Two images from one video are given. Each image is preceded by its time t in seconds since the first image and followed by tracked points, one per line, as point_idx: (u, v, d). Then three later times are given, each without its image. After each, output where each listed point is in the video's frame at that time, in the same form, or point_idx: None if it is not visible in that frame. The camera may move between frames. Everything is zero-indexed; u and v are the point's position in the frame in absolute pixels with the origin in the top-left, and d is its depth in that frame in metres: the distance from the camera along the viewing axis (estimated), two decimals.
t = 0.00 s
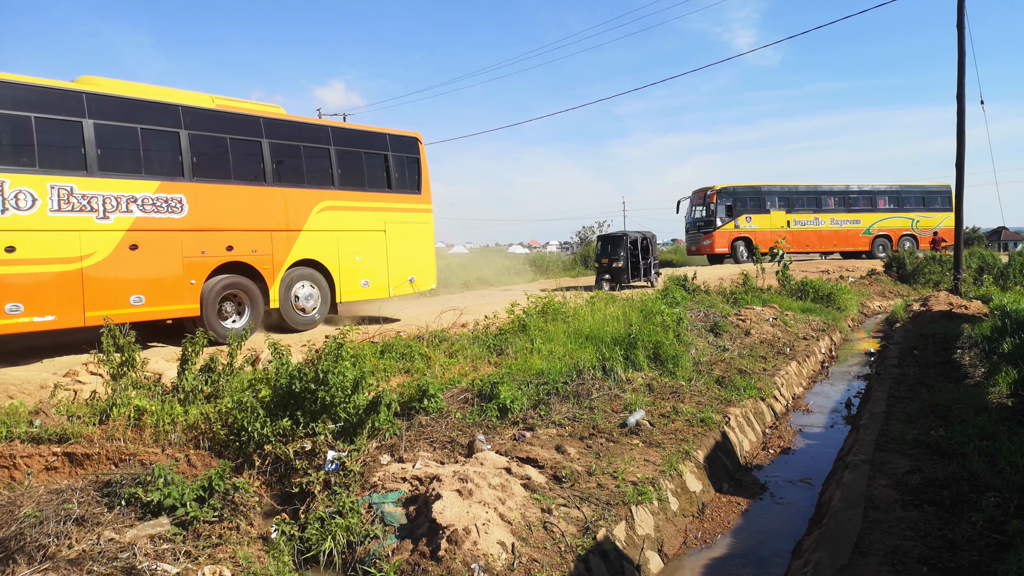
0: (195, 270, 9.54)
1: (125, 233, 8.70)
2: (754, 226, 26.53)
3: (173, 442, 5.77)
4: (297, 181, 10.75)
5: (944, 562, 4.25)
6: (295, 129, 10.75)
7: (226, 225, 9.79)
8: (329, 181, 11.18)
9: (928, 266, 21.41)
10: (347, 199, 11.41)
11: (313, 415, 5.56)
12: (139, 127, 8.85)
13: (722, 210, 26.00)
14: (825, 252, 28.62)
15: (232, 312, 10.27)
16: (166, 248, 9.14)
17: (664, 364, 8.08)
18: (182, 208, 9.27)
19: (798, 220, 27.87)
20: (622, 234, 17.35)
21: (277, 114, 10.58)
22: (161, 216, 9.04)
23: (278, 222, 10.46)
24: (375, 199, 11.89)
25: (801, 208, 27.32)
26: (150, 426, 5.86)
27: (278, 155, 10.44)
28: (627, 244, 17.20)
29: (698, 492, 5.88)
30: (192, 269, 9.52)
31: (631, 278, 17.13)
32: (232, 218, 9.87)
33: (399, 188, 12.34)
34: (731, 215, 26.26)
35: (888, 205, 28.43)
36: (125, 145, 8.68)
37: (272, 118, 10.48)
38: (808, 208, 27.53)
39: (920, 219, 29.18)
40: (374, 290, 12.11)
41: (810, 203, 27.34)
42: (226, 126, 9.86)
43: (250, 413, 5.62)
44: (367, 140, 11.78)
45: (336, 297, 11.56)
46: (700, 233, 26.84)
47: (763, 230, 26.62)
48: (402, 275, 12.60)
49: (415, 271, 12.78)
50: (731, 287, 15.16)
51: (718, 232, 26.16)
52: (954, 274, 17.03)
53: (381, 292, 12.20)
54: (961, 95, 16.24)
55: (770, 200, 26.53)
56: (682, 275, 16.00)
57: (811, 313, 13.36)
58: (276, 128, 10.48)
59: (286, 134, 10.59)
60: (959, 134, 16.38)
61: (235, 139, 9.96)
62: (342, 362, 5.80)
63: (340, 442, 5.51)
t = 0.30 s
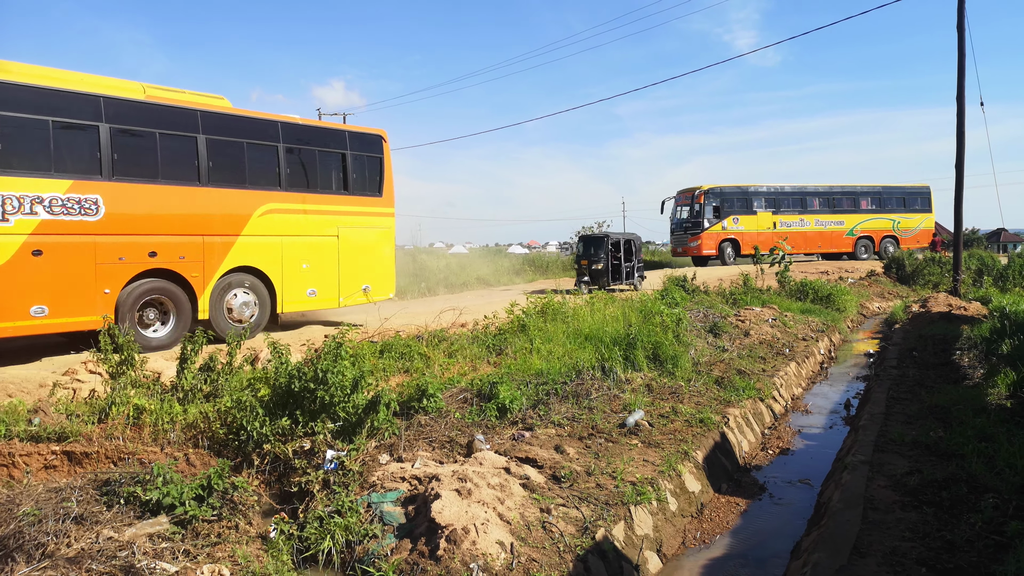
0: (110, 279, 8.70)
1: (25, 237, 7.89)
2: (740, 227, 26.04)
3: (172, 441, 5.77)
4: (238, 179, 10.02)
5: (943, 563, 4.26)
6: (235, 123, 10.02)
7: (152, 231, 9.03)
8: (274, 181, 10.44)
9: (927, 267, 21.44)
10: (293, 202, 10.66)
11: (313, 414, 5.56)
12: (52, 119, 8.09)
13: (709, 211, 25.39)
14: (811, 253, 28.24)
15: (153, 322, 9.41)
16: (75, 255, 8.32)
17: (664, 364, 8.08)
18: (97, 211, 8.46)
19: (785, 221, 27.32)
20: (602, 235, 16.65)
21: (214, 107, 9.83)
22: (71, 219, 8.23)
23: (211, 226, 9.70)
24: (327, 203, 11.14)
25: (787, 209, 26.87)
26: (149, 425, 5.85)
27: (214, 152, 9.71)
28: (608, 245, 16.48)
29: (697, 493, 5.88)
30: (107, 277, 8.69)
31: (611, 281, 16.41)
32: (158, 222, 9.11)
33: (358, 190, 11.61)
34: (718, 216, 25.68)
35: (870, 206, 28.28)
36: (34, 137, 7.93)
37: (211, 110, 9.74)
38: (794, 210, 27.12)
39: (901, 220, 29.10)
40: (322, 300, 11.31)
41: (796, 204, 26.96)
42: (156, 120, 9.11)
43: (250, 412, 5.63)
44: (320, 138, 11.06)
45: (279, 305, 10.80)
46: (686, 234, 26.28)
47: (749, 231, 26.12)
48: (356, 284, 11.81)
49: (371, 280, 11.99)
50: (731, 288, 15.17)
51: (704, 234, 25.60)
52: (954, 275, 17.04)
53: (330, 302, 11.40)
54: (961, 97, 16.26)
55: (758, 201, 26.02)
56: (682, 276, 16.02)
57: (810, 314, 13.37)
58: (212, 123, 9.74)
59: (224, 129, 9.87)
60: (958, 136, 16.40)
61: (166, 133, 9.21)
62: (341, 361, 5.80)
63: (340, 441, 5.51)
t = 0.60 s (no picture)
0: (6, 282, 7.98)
1: None
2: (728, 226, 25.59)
3: (173, 438, 5.78)
4: (163, 172, 9.19)
5: (942, 561, 4.26)
6: (163, 110, 9.20)
7: (62, 227, 8.26)
8: (205, 174, 9.61)
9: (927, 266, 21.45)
10: (226, 196, 9.83)
11: (313, 411, 5.56)
12: None
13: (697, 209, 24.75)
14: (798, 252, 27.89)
15: (60, 323, 8.55)
16: None
17: (664, 362, 8.08)
18: None
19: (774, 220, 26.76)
20: (582, 234, 16.10)
21: (140, 92, 9.03)
22: None
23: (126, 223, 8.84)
24: (266, 198, 10.28)
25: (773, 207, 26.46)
26: (149, 422, 5.86)
27: (132, 142, 8.87)
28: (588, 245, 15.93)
29: (697, 491, 5.89)
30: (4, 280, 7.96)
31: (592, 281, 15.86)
32: (64, 219, 8.31)
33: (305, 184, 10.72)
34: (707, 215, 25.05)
35: (853, 204, 28.06)
36: None
37: (130, 96, 8.90)
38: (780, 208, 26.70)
39: (882, 219, 29.06)
40: (260, 302, 10.50)
41: (782, 203, 26.60)
42: (65, 107, 8.32)
43: (250, 409, 5.63)
44: (261, 128, 10.20)
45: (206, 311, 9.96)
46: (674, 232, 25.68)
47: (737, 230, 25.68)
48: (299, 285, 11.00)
49: (316, 281, 11.17)
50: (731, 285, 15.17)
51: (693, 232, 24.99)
52: (954, 273, 17.04)
53: (269, 305, 10.59)
54: (962, 95, 16.24)
55: (744, 199, 25.61)
56: (682, 273, 16.03)
57: (811, 312, 13.38)
58: (134, 110, 8.93)
59: (149, 117, 9.05)
60: (960, 133, 16.38)
61: (75, 121, 8.41)
62: (342, 359, 5.80)
63: (340, 439, 5.51)
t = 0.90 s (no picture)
0: None
1: None
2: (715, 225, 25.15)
3: (172, 438, 5.76)
4: (66, 166, 8.43)
5: (942, 559, 4.27)
6: (67, 100, 8.45)
7: None
8: (115, 170, 8.82)
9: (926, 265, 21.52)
10: (136, 194, 8.99)
11: (312, 411, 5.56)
12: None
13: (685, 207, 24.24)
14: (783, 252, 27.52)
15: None
16: None
17: (663, 361, 8.09)
18: None
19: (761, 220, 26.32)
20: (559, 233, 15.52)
21: (42, 80, 8.30)
22: None
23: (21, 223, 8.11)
24: (183, 196, 9.44)
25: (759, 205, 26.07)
26: (148, 421, 5.85)
27: (30, 133, 8.13)
28: (565, 245, 15.36)
29: (697, 490, 5.89)
30: None
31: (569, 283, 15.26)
32: None
33: (232, 180, 9.92)
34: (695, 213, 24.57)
35: (836, 202, 27.84)
36: None
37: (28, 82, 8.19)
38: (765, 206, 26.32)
39: (862, 216, 28.99)
40: (182, 309, 9.69)
41: (767, 200, 26.24)
42: None
43: (249, 409, 5.63)
44: (184, 120, 9.42)
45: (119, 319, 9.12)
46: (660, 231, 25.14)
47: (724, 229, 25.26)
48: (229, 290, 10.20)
49: (247, 285, 10.35)
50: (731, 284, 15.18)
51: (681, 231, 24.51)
52: (953, 272, 17.04)
53: (193, 312, 9.79)
54: (961, 94, 16.25)
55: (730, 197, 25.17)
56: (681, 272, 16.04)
57: (810, 311, 13.39)
58: (34, 99, 8.20)
59: (55, 105, 8.34)
60: (959, 132, 16.39)
61: None
62: (341, 358, 5.80)
63: (340, 438, 5.51)
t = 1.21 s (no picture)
0: None
1: None
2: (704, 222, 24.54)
3: (172, 436, 5.76)
4: None
5: (941, 558, 4.26)
6: None
7: None
8: (8, 153, 8.07)
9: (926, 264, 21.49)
10: (31, 177, 8.22)
11: (312, 409, 5.57)
12: None
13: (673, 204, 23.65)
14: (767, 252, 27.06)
15: None
16: None
17: (663, 360, 8.09)
18: None
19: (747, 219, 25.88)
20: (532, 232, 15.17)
21: None
22: None
23: None
24: (90, 179, 8.72)
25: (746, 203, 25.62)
26: (148, 420, 5.85)
27: None
28: (538, 244, 14.99)
29: (697, 489, 5.89)
30: None
31: (539, 284, 14.95)
32: None
33: (144, 164, 9.22)
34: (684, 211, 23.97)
35: (820, 200, 27.54)
36: None
37: None
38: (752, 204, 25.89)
39: (846, 216, 28.81)
40: (88, 305, 8.93)
41: (752, 198, 25.80)
42: None
43: (249, 407, 5.63)
44: (86, 99, 8.73)
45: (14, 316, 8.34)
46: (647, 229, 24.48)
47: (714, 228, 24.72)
48: (144, 284, 9.49)
49: (165, 279, 9.64)
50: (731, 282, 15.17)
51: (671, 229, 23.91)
52: (953, 271, 17.03)
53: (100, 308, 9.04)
54: (961, 93, 16.24)
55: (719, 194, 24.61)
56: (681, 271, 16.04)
57: (809, 310, 13.38)
58: None
59: None
60: (959, 131, 16.37)
61: None
62: (341, 356, 5.79)
63: (339, 437, 5.52)
